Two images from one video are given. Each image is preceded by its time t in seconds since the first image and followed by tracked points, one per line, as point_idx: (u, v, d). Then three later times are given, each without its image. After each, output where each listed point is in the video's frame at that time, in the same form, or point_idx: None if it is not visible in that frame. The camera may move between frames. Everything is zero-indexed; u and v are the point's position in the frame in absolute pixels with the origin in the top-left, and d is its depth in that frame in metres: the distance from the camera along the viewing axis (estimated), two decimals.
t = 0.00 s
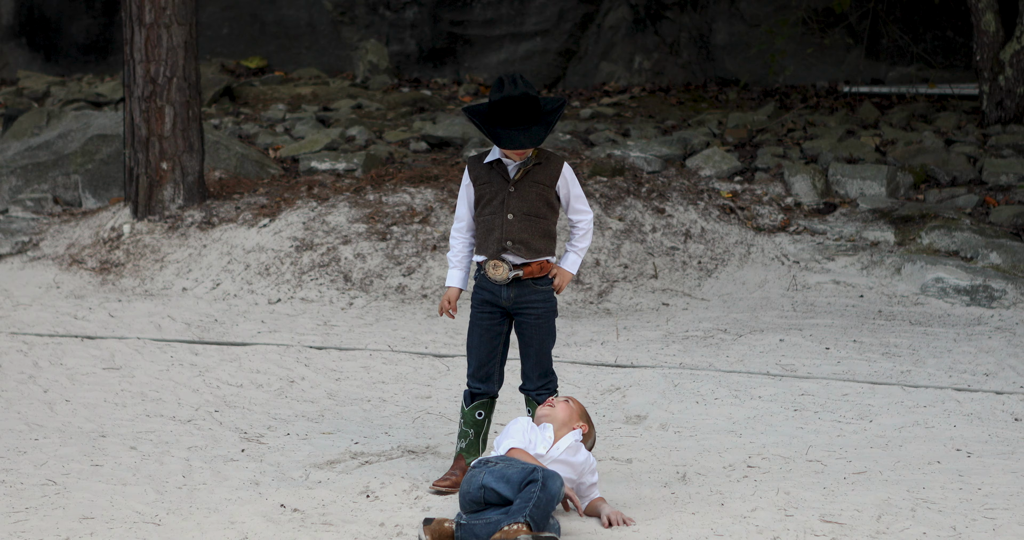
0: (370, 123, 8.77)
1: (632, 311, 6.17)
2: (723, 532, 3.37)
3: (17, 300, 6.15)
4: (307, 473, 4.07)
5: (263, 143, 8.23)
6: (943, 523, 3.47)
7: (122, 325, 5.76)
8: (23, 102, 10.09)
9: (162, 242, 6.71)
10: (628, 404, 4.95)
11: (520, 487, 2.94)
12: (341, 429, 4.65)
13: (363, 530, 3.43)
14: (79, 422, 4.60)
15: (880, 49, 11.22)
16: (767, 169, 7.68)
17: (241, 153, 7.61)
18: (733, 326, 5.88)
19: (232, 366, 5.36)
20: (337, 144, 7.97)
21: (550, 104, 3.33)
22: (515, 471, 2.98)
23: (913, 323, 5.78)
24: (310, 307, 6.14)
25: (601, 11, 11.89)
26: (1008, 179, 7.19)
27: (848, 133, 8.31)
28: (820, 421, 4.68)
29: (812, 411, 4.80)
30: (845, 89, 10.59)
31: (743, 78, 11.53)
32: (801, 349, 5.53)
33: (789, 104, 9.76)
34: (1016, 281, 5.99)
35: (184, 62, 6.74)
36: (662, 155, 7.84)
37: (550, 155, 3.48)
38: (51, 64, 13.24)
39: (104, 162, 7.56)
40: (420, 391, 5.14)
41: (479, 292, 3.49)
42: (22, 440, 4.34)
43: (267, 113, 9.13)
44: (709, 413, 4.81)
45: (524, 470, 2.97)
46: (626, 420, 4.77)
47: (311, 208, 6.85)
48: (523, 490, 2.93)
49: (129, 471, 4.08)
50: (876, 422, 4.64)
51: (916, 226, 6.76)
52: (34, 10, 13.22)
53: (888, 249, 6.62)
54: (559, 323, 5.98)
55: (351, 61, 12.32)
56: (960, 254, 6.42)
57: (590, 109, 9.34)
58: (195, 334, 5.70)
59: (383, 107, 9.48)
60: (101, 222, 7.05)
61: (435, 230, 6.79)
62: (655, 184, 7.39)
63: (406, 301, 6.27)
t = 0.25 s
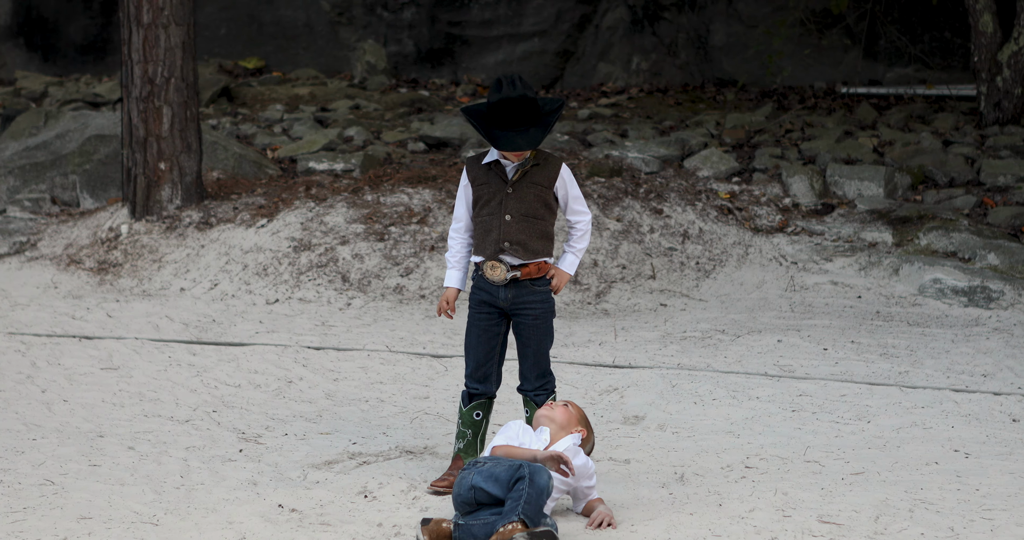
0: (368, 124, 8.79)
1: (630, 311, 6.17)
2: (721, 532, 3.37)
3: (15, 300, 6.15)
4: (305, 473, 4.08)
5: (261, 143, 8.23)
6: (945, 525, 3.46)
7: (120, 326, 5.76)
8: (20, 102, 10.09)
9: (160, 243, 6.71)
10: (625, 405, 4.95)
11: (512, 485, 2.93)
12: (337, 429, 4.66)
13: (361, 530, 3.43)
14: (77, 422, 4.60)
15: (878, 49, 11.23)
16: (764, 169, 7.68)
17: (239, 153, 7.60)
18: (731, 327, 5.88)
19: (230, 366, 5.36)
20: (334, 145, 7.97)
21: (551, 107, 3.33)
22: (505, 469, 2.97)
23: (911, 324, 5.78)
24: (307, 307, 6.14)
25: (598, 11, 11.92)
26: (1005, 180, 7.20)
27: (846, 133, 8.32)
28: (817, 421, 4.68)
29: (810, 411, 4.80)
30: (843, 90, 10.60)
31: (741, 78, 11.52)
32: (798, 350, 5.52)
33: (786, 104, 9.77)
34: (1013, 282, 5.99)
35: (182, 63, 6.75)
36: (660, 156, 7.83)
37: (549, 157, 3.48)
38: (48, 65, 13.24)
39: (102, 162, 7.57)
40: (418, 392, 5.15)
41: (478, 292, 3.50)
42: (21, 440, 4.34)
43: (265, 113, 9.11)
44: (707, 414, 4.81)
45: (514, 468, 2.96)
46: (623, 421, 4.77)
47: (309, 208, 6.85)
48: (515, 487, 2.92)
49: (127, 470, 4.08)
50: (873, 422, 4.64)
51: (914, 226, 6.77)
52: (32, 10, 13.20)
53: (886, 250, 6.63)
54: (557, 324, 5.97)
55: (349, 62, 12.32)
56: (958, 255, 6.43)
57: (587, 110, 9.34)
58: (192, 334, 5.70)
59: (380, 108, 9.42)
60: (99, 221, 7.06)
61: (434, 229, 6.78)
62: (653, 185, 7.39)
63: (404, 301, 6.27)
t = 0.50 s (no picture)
0: (316, 106, 8.79)
1: (577, 293, 6.17)
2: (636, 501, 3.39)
3: None
4: (251, 455, 4.07)
5: (208, 125, 8.19)
6: (889, 504, 3.46)
7: (65, 306, 5.76)
8: None
9: (105, 223, 6.71)
10: (573, 386, 4.94)
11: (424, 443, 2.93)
12: (285, 411, 4.66)
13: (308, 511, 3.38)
14: (22, 405, 4.55)
15: (825, 33, 11.23)
16: (711, 151, 7.72)
17: (185, 135, 7.57)
18: (678, 307, 5.90)
19: (176, 346, 5.36)
20: (282, 126, 7.97)
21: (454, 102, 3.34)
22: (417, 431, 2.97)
23: (857, 305, 5.81)
24: (254, 288, 6.15)
25: None
26: (950, 162, 7.29)
27: (793, 116, 8.36)
28: (764, 402, 4.69)
29: (757, 392, 4.81)
30: (790, 73, 10.72)
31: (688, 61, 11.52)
32: (746, 331, 5.54)
33: (733, 87, 9.82)
34: (958, 263, 6.03)
35: (128, 44, 6.75)
36: (607, 138, 7.83)
37: (457, 152, 3.46)
38: None
39: (47, 143, 7.58)
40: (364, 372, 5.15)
41: (395, 290, 3.48)
42: None
43: (212, 95, 9.18)
44: (655, 395, 4.80)
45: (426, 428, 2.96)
46: (571, 402, 4.75)
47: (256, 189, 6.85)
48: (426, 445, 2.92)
49: (74, 452, 4.03)
50: (820, 403, 4.65)
51: (860, 208, 6.80)
52: None
53: (833, 232, 6.66)
54: (504, 304, 5.98)
55: (296, 43, 12.24)
56: (903, 236, 6.46)
57: (536, 92, 9.42)
58: (138, 316, 5.69)
59: (328, 89, 9.56)
60: (44, 203, 7.07)
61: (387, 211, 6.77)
62: (600, 166, 7.41)
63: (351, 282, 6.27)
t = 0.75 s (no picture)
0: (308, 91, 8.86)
1: (568, 277, 6.18)
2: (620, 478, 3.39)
3: None
4: (241, 439, 4.07)
5: (197, 109, 8.23)
6: (880, 487, 3.45)
7: (55, 290, 5.75)
8: None
9: (95, 207, 6.72)
10: (564, 369, 4.92)
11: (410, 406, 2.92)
12: (274, 394, 4.66)
13: (298, 495, 3.35)
14: (11, 388, 4.54)
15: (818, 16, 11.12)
16: (702, 135, 7.73)
17: (176, 119, 7.58)
18: (669, 292, 5.90)
19: (167, 331, 5.36)
20: (273, 110, 7.98)
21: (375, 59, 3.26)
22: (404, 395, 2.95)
23: (848, 290, 5.81)
24: (245, 273, 6.17)
25: None
26: (942, 146, 7.30)
27: (784, 100, 8.36)
28: (755, 386, 4.68)
29: (747, 376, 4.80)
30: (782, 57, 10.75)
31: (681, 45, 11.44)
32: (737, 315, 5.53)
33: (725, 71, 9.82)
34: (948, 247, 6.03)
35: (119, 28, 6.74)
36: (598, 122, 7.83)
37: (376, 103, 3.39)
38: None
39: (38, 127, 7.59)
40: (355, 356, 5.15)
41: (328, 246, 3.43)
42: None
43: (203, 78, 9.20)
44: (645, 379, 4.79)
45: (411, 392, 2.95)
46: (561, 385, 4.73)
47: (247, 173, 6.84)
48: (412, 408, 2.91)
49: (62, 436, 4.00)
50: (811, 387, 4.65)
51: (851, 192, 6.81)
52: None
53: (823, 216, 6.66)
54: (494, 288, 5.98)
55: (287, 27, 12.19)
56: (894, 221, 6.46)
57: (528, 76, 9.45)
58: (129, 300, 5.69)
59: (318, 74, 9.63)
60: (35, 187, 7.09)
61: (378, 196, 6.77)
62: (591, 150, 7.40)
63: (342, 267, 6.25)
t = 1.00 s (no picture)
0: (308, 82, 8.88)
1: (569, 269, 6.18)
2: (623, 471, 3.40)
3: None
4: (243, 431, 4.08)
5: (198, 101, 8.22)
6: (882, 480, 3.46)
7: (57, 283, 5.75)
8: None
9: (96, 199, 6.72)
10: (566, 362, 4.92)
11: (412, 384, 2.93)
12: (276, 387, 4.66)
13: (300, 488, 3.36)
14: (13, 380, 4.54)
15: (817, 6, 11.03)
16: (704, 126, 7.71)
17: (177, 111, 7.56)
18: (671, 284, 5.90)
19: (168, 323, 5.36)
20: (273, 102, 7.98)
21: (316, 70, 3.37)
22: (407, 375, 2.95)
23: (850, 282, 5.82)
24: (246, 265, 6.17)
25: None
26: (943, 137, 7.29)
27: (784, 91, 8.35)
28: (756, 379, 4.69)
29: (749, 368, 4.81)
30: (782, 48, 10.74)
31: (680, 36, 11.40)
32: (739, 307, 5.53)
33: (725, 62, 9.82)
34: (950, 239, 6.04)
35: (118, 19, 6.71)
36: (599, 114, 7.82)
37: (315, 121, 3.35)
38: None
39: (38, 119, 7.58)
40: (357, 349, 5.17)
41: (277, 268, 3.43)
42: None
43: (203, 70, 9.20)
44: (648, 371, 4.80)
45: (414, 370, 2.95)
46: (563, 378, 4.74)
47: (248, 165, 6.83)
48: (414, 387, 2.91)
49: (65, 429, 4.01)
50: (813, 379, 4.65)
51: (852, 184, 6.81)
52: None
53: (824, 208, 6.66)
54: (496, 281, 5.99)
55: (286, 18, 12.14)
56: (895, 213, 6.47)
57: (528, 67, 9.44)
58: (130, 292, 5.69)
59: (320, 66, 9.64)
60: (35, 179, 7.08)
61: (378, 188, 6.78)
62: (592, 142, 7.40)
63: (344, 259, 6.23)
